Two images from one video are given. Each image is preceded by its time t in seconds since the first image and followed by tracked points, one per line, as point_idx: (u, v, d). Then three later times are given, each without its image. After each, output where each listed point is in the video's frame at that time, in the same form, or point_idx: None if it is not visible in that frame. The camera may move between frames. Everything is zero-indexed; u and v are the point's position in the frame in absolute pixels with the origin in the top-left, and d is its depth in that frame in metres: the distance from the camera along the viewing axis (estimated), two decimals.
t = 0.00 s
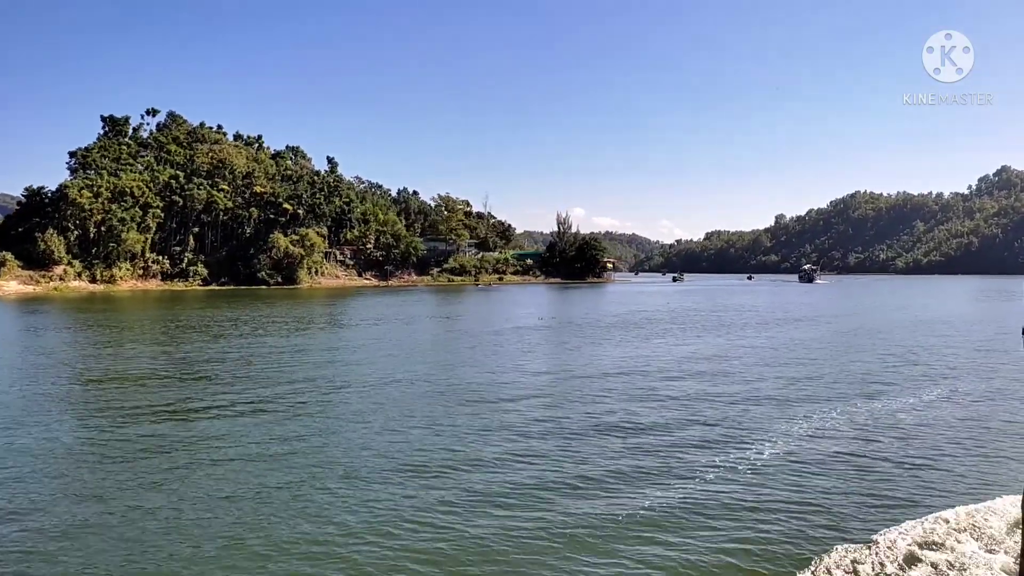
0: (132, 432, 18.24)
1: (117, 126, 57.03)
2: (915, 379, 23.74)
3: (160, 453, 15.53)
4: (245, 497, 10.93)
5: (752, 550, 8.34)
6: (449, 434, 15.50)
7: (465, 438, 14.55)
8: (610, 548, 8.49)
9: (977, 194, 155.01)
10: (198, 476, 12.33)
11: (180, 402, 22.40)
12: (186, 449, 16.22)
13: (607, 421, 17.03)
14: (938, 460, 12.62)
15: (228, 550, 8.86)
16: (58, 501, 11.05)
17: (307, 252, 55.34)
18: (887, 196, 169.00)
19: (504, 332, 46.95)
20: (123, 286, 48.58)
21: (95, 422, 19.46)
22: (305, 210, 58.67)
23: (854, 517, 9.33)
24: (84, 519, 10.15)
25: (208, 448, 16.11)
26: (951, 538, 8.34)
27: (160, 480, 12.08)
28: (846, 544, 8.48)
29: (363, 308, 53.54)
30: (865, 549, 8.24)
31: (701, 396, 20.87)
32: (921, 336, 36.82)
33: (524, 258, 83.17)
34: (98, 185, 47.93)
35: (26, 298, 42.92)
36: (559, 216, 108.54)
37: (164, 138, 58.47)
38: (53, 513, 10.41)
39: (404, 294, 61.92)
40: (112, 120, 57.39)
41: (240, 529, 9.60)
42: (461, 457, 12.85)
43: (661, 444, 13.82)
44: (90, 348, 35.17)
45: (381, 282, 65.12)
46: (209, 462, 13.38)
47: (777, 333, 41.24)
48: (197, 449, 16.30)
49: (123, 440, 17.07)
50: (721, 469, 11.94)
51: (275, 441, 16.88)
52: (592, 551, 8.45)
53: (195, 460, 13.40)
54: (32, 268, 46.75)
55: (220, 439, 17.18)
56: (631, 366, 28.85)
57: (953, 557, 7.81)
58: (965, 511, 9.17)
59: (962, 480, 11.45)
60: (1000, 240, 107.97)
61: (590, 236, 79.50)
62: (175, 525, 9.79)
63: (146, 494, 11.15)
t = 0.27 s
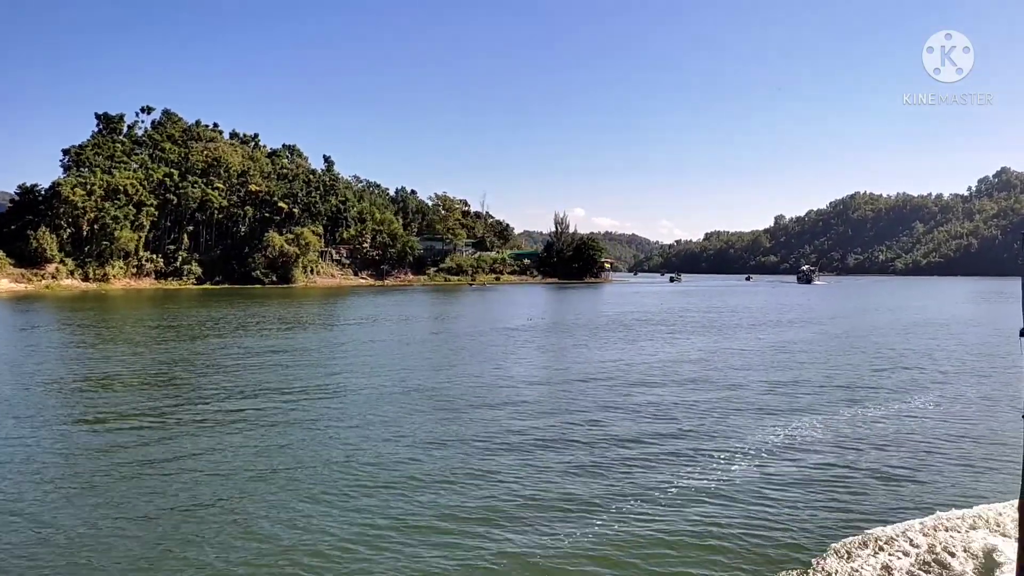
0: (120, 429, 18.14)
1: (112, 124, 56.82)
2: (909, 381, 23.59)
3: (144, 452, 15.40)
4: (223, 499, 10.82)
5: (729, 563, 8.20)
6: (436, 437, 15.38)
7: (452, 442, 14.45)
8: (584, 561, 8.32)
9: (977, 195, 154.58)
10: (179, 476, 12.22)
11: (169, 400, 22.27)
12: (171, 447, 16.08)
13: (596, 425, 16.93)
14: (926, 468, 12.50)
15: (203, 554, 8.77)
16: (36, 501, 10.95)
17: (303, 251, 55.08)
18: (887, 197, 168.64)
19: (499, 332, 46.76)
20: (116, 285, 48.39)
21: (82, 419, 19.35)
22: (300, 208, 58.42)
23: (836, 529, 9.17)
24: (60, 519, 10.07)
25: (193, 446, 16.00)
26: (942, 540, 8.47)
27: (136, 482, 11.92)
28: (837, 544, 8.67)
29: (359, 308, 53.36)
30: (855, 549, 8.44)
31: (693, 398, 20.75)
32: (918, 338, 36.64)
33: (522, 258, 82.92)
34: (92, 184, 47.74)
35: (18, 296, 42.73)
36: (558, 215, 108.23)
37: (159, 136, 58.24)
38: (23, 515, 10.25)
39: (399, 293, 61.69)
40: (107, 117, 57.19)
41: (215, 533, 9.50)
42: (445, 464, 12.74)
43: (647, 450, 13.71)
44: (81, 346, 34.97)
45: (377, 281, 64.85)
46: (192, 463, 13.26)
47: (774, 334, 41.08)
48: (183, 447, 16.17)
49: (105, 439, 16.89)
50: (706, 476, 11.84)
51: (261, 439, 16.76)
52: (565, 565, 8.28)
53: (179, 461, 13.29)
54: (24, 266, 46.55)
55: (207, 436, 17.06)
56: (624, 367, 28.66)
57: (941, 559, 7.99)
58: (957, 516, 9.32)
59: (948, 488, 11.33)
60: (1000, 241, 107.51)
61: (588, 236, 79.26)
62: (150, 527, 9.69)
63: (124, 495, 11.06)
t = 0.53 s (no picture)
0: (104, 430, 17.90)
1: (105, 124, 56.45)
2: (904, 384, 23.40)
3: (126, 455, 15.17)
4: (201, 512, 10.63)
5: None
6: (423, 443, 15.17)
7: (438, 448, 14.26)
8: None
9: (976, 195, 154.33)
10: (159, 488, 12.01)
11: (156, 402, 22.03)
12: (154, 450, 15.85)
13: (585, 430, 16.72)
14: (918, 474, 12.30)
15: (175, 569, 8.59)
16: (11, 511, 10.75)
17: (298, 251, 54.77)
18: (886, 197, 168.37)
19: (495, 332, 46.54)
20: (109, 285, 48.07)
21: (67, 421, 19.10)
22: (295, 208, 58.15)
23: (824, 541, 8.91)
24: (33, 532, 9.87)
25: (178, 449, 15.76)
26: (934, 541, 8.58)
27: (112, 494, 11.63)
28: (831, 543, 8.76)
29: (355, 308, 53.15)
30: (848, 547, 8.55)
31: (685, 402, 20.54)
32: (914, 339, 36.45)
33: (519, 258, 82.61)
34: (84, 183, 47.42)
35: (10, 296, 42.39)
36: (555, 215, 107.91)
37: (153, 135, 57.88)
38: None
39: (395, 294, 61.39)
40: (101, 116, 56.82)
41: (191, 548, 9.31)
42: (429, 471, 12.54)
43: (636, 456, 13.51)
44: (72, 347, 34.63)
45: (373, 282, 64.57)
46: (173, 472, 13.06)
47: (770, 335, 40.87)
48: (167, 449, 15.95)
49: (85, 443, 16.55)
50: (694, 483, 11.64)
51: (246, 441, 16.53)
52: None
53: (159, 471, 13.08)
54: (16, 266, 46.20)
55: (192, 439, 16.81)
56: (618, 369, 28.35)
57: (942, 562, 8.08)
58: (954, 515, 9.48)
59: (940, 495, 11.13)
60: (999, 241, 107.26)
61: (585, 236, 79.01)
62: (124, 543, 9.49)
63: (97, 507, 10.75)
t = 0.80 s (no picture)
0: (89, 430, 17.62)
1: (99, 122, 56.18)
2: (903, 383, 23.08)
3: (109, 455, 14.90)
4: (181, 507, 10.42)
5: None
6: (412, 440, 14.91)
7: (427, 447, 14.00)
8: None
9: (976, 195, 154.00)
10: (140, 481, 11.79)
11: (144, 402, 21.73)
12: (139, 449, 15.58)
13: (578, 428, 16.41)
14: (917, 473, 12.00)
15: (146, 565, 8.39)
16: None
17: (293, 251, 54.47)
18: (886, 196, 167.94)
19: (491, 332, 46.25)
20: (102, 284, 47.84)
21: (52, 421, 18.81)
22: (291, 207, 57.84)
23: (806, 541, 8.72)
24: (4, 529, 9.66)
25: (161, 449, 15.49)
26: (937, 544, 8.53)
27: (88, 489, 11.41)
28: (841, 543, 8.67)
29: (351, 307, 52.84)
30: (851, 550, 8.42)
31: (681, 401, 20.24)
32: (914, 338, 36.13)
33: (516, 257, 82.31)
34: (77, 182, 47.17)
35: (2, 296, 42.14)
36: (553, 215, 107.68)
37: (147, 134, 57.63)
38: None
39: (391, 293, 61.14)
40: (94, 115, 56.54)
41: (168, 542, 9.08)
42: (416, 470, 12.27)
43: (628, 455, 13.22)
44: (63, 346, 34.37)
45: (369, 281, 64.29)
46: (158, 467, 12.84)
47: (768, 334, 40.55)
48: (153, 449, 15.67)
49: (66, 443, 16.28)
50: (687, 483, 11.35)
51: (231, 440, 16.25)
52: None
53: (143, 465, 12.85)
54: (9, 265, 45.93)
55: (177, 438, 16.54)
56: (613, 368, 28.09)
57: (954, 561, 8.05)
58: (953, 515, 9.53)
59: (940, 495, 10.83)
60: (998, 240, 106.93)
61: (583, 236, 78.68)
62: (99, 537, 9.26)
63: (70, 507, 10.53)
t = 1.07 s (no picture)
0: (70, 430, 17.37)
1: (93, 119, 55.89)
2: (898, 390, 22.82)
3: (87, 457, 14.65)
4: (154, 518, 10.21)
5: None
6: (397, 447, 14.66)
7: (411, 456, 13.76)
8: None
9: (975, 198, 153.91)
10: (116, 489, 11.59)
11: (129, 401, 21.48)
12: (119, 450, 15.31)
13: (566, 433, 16.14)
14: (909, 489, 11.73)
15: None
16: None
17: (288, 250, 54.19)
18: (885, 199, 167.71)
19: (486, 333, 46.00)
20: (95, 282, 47.57)
21: (33, 420, 18.55)
22: (286, 206, 57.57)
23: (788, 559, 8.51)
24: None
25: (141, 452, 15.26)
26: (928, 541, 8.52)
27: (60, 500, 11.17)
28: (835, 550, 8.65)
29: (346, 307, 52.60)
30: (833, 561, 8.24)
31: (672, 406, 19.97)
32: (911, 342, 35.88)
33: (513, 258, 82.05)
34: (70, 179, 46.90)
35: None
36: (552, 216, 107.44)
37: (142, 131, 57.34)
38: None
39: (387, 293, 60.88)
40: (89, 111, 56.24)
41: (136, 557, 8.87)
42: (396, 481, 12.02)
43: (615, 465, 12.95)
44: (52, 344, 34.06)
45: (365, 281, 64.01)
46: (134, 476, 12.60)
47: (764, 337, 40.30)
48: (132, 450, 15.41)
49: (44, 443, 16.00)
50: (673, 495, 11.08)
51: (213, 442, 16.01)
52: None
53: (120, 474, 12.64)
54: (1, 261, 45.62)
55: (159, 440, 16.30)
56: (606, 371, 27.84)
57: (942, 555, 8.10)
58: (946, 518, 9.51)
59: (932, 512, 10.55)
60: (997, 244, 106.75)
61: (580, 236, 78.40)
62: (66, 551, 9.06)
63: (40, 518, 10.29)
